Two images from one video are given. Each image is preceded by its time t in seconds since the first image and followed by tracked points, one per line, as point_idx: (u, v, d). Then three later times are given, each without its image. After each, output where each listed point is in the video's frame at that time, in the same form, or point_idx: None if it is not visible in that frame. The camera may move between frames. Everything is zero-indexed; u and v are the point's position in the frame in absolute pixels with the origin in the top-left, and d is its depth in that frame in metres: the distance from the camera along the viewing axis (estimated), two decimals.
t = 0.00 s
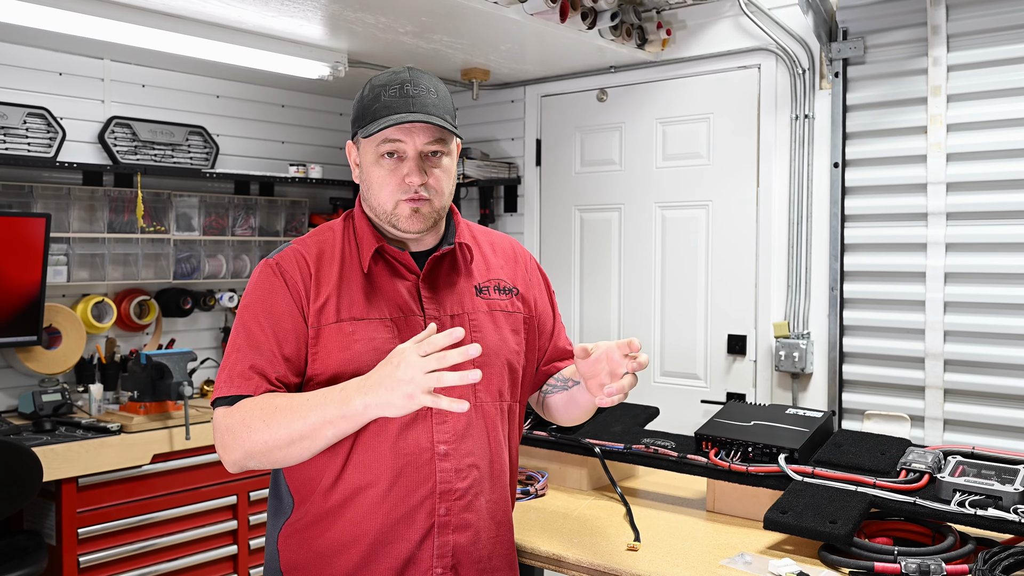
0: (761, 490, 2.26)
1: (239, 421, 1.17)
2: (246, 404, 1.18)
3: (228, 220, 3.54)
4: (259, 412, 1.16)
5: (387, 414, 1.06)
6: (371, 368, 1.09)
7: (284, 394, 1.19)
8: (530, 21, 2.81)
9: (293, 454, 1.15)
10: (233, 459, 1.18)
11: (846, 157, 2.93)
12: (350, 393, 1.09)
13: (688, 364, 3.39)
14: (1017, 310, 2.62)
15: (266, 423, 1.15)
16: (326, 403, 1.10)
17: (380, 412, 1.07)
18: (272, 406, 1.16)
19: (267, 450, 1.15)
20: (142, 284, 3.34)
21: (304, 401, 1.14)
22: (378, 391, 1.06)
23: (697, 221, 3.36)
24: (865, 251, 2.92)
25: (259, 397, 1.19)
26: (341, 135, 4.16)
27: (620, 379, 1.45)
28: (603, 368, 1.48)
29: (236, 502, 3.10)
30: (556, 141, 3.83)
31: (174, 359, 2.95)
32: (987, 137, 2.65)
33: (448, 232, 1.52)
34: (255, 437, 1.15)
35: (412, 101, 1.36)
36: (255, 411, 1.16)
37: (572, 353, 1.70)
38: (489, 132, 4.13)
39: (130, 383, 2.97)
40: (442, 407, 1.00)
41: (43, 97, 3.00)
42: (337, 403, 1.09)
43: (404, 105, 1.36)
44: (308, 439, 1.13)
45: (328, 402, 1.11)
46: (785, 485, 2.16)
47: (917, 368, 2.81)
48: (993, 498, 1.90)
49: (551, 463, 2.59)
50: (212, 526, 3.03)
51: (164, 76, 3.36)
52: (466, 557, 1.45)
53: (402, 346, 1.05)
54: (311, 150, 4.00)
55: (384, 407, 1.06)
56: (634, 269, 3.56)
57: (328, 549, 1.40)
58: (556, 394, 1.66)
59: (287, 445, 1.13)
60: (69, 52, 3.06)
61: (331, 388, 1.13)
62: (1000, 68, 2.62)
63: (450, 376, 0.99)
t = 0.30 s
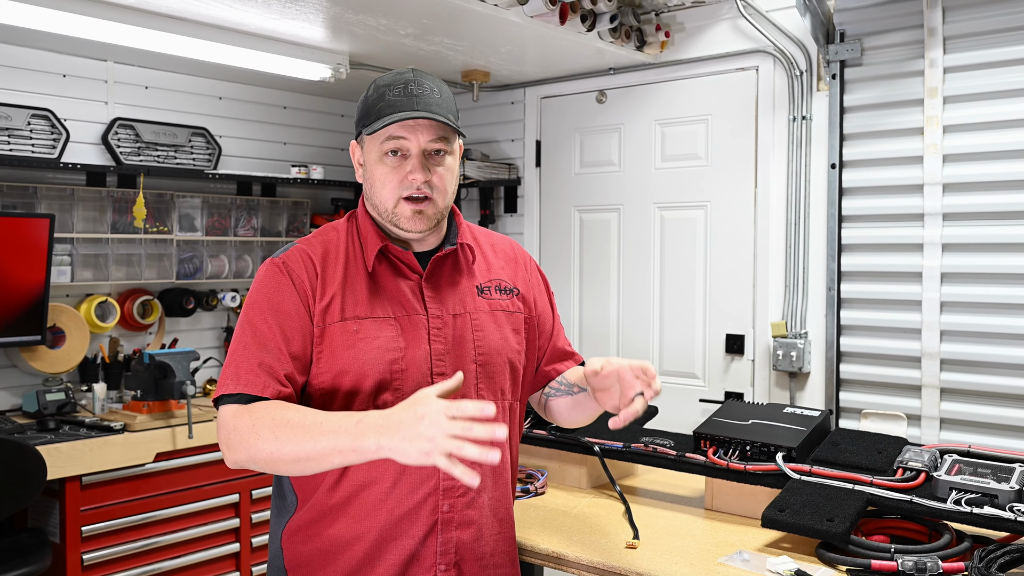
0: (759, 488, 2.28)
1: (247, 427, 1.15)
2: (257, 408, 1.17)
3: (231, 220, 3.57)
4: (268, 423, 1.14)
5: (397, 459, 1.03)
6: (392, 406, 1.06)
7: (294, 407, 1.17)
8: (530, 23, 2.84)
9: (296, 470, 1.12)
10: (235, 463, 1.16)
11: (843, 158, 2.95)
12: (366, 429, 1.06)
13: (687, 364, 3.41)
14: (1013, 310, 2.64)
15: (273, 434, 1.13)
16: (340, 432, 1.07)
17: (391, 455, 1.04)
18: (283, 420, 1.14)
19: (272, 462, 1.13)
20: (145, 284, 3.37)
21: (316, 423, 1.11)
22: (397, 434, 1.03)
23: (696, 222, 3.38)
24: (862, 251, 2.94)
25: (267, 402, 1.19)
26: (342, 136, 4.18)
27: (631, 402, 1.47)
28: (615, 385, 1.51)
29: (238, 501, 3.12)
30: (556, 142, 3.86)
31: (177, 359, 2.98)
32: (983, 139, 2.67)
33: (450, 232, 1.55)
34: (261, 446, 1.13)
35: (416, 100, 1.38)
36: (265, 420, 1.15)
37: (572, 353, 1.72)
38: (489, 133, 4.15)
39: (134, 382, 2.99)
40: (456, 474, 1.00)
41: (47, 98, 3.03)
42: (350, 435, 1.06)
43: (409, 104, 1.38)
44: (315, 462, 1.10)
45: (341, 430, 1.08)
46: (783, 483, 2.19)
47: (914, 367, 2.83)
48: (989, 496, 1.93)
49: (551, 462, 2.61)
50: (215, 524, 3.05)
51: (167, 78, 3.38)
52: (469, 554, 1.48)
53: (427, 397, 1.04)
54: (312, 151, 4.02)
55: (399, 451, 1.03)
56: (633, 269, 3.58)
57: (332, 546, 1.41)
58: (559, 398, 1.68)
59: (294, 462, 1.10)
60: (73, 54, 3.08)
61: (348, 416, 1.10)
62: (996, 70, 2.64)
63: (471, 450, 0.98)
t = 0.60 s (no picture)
0: (757, 486, 2.30)
1: (256, 425, 1.17)
2: (265, 406, 1.19)
3: (233, 221, 3.59)
4: (277, 421, 1.16)
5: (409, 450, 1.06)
6: (402, 400, 1.08)
7: (303, 404, 1.19)
8: (530, 25, 2.86)
9: (308, 465, 1.15)
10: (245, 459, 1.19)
11: (840, 159, 2.97)
12: (376, 422, 1.08)
13: (685, 363, 3.44)
14: (1008, 310, 2.66)
15: (283, 431, 1.15)
16: (351, 426, 1.10)
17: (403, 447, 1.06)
18: (293, 417, 1.16)
19: (283, 457, 1.15)
20: (148, 284, 3.39)
21: (326, 419, 1.13)
22: (408, 426, 1.05)
23: (694, 222, 3.40)
24: (859, 251, 2.97)
25: (275, 399, 1.21)
26: (344, 137, 4.21)
27: (639, 398, 1.49)
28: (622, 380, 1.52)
29: (241, 499, 3.14)
30: (555, 143, 3.89)
31: (180, 358, 3.01)
32: (978, 140, 2.69)
33: (452, 233, 1.58)
34: (271, 444, 1.14)
35: (420, 98, 1.40)
36: (275, 418, 1.17)
37: (571, 351, 1.75)
38: (489, 135, 4.18)
39: (137, 381, 3.01)
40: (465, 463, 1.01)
41: (51, 100, 3.05)
42: (361, 429, 1.09)
43: (412, 102, 1.40)
44: (326, 456, 1.13)
45: (352, 425, 1.10)
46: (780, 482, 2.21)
47: (910, 367, 2.86)
48: (985, 494, 1.94)
49: (551, 461, 2.63)
50: (217, 522, 3.07)
51: (169, 79, 3.40)
52: (473, 550, 1.50)
53: (435, 388, 1.06)
54: (314, 152, 4.05)
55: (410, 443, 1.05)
56: (633, 269, 3.61)
57: (337, 544, 1.43)
58: (560, 397, 1.69)
59: (304, 458, 1.13)
60: (76, 56, 3.11)
61: (359, 410, 1.12)
62: (992, 72, 2.67)
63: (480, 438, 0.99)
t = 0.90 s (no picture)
0: (755, 485, 2.32)
1: (265, 415, 1.19)
2: (272, 397, 1.21)
3: (235, 221, 3.61)
4: (284, 409, 1.18)
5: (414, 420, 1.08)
6: (407, 372, 1.10)
7: (308, 391, 1.21)
8: (530, 27, 2.88)
9: (316, 449, 1.15)
10: (254, 453, 1.20)
11: (838, 160, 3.00)
12: (382, 395, 1.10)
13: (684, 362, 3.46)
14: (1003, 310, 2.69)
15: (291, 417, 1.17)
16: (357, 402, 1.11)
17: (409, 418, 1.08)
18: (300, 403, 1.18)
19: (291, 443, 1.16)
20: (151, 284, 3.41)
21: (331, 400, 1.15)
22: (415, 395, 1.07)
23: (692, 223, 3.43)
24: (856, 252, 2.99)
25: (280, 392, 1.23)
26: (345, 139, 4.23)
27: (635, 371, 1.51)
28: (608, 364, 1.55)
29: (243, 497, 3.17)
30: (555, 144, 3.91)
31: (182, 358, 3.04)
32: (975, 141, 2.72)
33: (452, 233, 1.60)
34: (280, 430, 1.16)
35: (425, 98, 1.43)
36: (281, 406, 1.19)
37: (570, 350, 1.77)
38: (489, 136, 4.21)
39: (140, 380, 3.04)
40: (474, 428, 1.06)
41: (55, 101, 3.07)
42: (367, 404, 1.10)
43: (418, 100, 1.42)
44: (334, 437, 1.13)
45: (357, 403, 1.12)
46: (778, 480, 2.23)
47: (907, 366, 2.88)
48: (982, 492, 1.97)
49: (551, 459, 2.66)
50: (220, 520, 3.10)
51: (172, 81, 3.42)
52: (475, 547, 1.53)
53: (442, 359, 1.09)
54: (316, 153, 4.07)
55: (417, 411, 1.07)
56: (632, 269, 3.63)
57: (341, 542, 1.46)
58: (559, 387, 1.71)
59: (312, 441, 1.14)
60: (80, 57, 3.13)
61: (362, 389, 1.14)
62: (989, 74, 2.69)
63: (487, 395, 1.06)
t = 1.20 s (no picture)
0: (753, 483, 2.35)
1: (270, 412, 1.21)
2: (277, 396, 1.23)
3: (237, 222, 3.63)
4: (288, 410, 1.21)
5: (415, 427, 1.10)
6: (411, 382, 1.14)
7: (311, 393, 1.24)
8: (530, 30, 2.91)
9: (319, 452, 1.17)
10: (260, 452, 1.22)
11: (835, 161, 3.02)
12: (385, 403, 1.13)
13: (682, 361, 3.48)
14: (999, 309, 2.71)
15: (294, 418, 1.19)
16: (359, 406, 1.14)
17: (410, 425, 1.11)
18: (304, 405, 1.20)
19: (294, 445, 1.18)
20: (154, 284, 3.44)
21: (334, 404, 1.17)
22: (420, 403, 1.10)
23: (691, 223, 3.45)
24: (853, 252, 3.01)
25: (286, 391, 1.25)
26: (346, 140, 4.26)
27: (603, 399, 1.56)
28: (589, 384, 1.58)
29: (245, 495, 3.19)
30: (555, 145, 3.93)
31: (185, 357, 3.05)
32: (971, 143, 2.74)
33: (452, 233, 1.63)
34: (283, 431, 1.18)
35: (428, 94, 1.46)
36: (286, 406, 1.21)
37: (569, 349, 1.78)
38: (489, 137, 4.23)
39: (143, 379, 3.07)
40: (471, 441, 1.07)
41: (58, 103, 3.10)
42: (369, 411, 1.13)
43: (421, 96, 1.45)
44: (336, 440, 1.16)
45: (361, 409, 1.14)
46: (776, 479, 2.26)
47: (904, 366, 2.90)
48: (978, 490, 2.00)
49: (550, 457, 2.68)
50: (222, 518, 3.12)
51: (174, 82, 3.45)
52: (476, 543, 1.54)
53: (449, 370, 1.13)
54: (317, 154, 4.10)
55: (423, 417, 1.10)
56: (631, 270, 3.65)
57: (344, 538, 1.48)
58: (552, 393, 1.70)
59: (315, 442, 1.16)
60: (83, 59, 3.15)
61: (366, 395, 1.16)
62: (985, 75, 2.71)
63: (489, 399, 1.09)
